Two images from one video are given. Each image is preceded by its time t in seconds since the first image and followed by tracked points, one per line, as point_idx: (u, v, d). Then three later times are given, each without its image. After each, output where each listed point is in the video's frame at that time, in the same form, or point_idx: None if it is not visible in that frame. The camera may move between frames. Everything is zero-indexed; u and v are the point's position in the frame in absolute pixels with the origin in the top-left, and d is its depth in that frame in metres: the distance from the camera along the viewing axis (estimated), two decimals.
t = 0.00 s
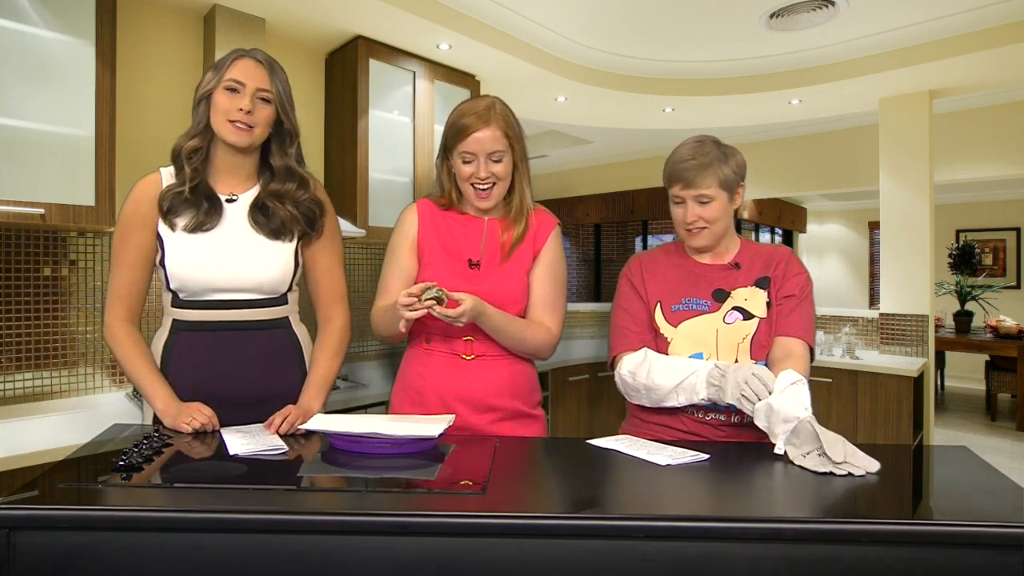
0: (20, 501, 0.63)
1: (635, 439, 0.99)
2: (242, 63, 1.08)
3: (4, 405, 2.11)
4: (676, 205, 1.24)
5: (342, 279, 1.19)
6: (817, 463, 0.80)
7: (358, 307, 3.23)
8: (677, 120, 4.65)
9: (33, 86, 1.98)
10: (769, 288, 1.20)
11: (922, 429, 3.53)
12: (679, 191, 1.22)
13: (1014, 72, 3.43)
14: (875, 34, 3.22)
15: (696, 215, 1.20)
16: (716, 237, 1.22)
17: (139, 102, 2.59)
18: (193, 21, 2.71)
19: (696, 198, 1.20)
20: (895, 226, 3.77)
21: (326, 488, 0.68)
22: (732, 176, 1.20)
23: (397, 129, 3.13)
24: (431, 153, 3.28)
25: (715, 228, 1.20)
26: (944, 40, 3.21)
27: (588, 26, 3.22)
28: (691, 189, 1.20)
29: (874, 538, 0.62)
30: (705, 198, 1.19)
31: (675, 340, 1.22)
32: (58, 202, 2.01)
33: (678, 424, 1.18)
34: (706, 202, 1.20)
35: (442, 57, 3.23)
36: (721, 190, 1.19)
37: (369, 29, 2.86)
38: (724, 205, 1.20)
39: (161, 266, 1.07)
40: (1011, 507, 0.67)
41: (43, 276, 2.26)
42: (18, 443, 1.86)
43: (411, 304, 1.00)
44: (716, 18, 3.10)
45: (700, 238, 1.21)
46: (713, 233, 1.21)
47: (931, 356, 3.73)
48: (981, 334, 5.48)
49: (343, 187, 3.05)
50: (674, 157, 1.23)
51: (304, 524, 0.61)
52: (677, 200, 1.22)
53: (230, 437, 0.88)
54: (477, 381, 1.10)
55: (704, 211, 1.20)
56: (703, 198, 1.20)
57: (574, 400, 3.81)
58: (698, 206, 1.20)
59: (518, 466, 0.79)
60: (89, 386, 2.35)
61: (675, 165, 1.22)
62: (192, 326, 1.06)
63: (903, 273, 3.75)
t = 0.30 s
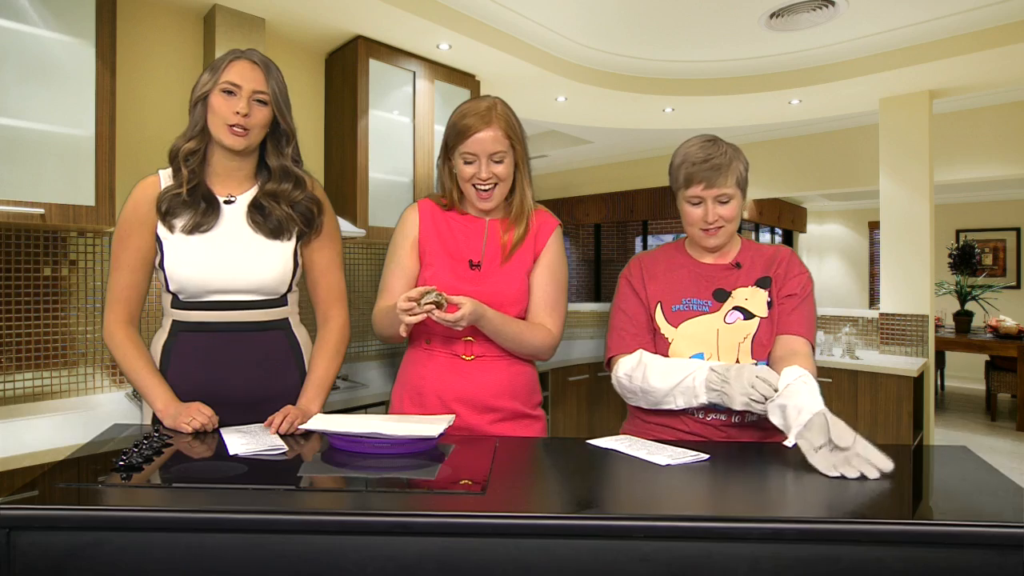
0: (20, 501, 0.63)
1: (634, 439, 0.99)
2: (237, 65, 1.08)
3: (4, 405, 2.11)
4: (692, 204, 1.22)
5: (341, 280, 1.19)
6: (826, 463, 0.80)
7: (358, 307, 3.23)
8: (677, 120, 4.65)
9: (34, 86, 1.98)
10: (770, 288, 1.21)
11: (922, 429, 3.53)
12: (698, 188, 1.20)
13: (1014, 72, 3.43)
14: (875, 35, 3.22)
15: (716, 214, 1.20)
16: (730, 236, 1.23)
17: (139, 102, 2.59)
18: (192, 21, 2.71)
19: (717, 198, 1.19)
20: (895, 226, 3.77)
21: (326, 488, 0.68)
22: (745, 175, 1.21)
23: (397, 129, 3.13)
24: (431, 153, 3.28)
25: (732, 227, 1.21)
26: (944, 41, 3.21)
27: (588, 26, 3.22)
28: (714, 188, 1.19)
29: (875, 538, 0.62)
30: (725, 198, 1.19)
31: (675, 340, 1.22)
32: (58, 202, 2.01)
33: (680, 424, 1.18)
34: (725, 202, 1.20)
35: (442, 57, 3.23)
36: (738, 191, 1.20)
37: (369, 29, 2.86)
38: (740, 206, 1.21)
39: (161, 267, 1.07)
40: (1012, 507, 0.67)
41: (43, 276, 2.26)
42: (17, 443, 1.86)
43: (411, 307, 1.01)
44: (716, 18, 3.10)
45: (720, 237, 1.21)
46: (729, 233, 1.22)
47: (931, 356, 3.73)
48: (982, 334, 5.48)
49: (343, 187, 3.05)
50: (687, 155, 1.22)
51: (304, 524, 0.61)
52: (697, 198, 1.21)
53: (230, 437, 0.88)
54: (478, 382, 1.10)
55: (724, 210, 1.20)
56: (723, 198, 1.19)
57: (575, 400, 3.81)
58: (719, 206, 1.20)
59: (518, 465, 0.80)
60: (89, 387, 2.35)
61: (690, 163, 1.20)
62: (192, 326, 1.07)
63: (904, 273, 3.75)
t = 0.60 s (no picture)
0: (21, 501, 0.63)
1: (635, 439, 0.99)
2: (237, 65, 1.08)
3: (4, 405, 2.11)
4: (693, 201, 1.22)
5: (341, 280, 1.19)
6: (845, 450, 0.83)
7: (359, 307, 3.23)
8: (677, 120, 4.65)
9: (33, 86, 1.98)
10: (770, 288, 1.21)
11: (922, 429, 3.53)
12: (699, 183, 1.20)
13: (1014, 72, 3.43)
14: (875, 34, 3.22)
15: (718, 209, 1.20)
16: (732, 233, 1.23)
17: (139, 102, 2.59)
18: (192, 21, 2.71)
19: (718, 192, 1.19)
20: (894, 226, 3.77)
21: (326, 487, 0.68)
22: (746, 172, 1.22)
23: (397, 129, 3.13)
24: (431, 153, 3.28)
25: (733, 224, 1.21)
26: (944, 41, 3.21)
27: (588, 26, 3.22)
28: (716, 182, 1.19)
29: (874, 538, 0.62)
30: (727, 194, 1.20)
31: (673, 340, 1.22)
32: (58, 202, 2.01)
33: (680, 424, 1.18)
34: (726, 198, 1.20)
35: (442, 57, 3.23)
36: (739, 187, 1.21)
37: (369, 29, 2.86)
38: (742, 202, 1.22)
39: (161, 268, 1.07)
40: (1012, 507, 0.67)
41: (43, 276, 2.26)
42: (17, 443, 1.86)
43: (411, 310, 1.01)
44: (716, 18, 3.10)
45: (721, 233, 1.21)
46: (731, 229, 1.21)
47: (931, 356, 3.73)
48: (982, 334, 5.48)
49: (343, 187, 3.05)
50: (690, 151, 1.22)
51: (304, 524, 0.61)
52: (699, 193, 1.21)
53: (231, 437, 0.88)
54: (478, 382, 1.10)
55: (726, 205, 1.20)
56: (724, 193, 1.20)
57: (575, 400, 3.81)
58: (720, 201, 1.20)
59: (518, 465, 0.80)
60: (89, 387, 2.35)
61: (689, 160, 1.21)
62: (192, 326, 1.07)
63: (904, 273, 3.75)
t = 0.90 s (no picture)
0: (21, 501, 0.63)
1: (635, 439, 0.99)
2: (240, 64, 1.07)
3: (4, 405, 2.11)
4: (685, 198, 1.23)
5: (341, 281, 1.19)
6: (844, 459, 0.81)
7: (359, 307, 3.23)
8: (677, 120, 4.65)
9: (33, 86, 1.98)
10: (769, 288, 1.21)
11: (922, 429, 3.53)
12: (687, 180, 1.21)
13: (1014, 72, 3.43)
14: (875, 34, 3.22)
15: (707, 206, 1.20)
16: (726, 230, 1.22)
17: (139, 102, 2.59)
18: (192, 21, 2.71)
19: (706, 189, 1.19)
20: (895, 226, 3.77)
21: (326, 488, 0.68)
22: (740, 171, 1.21)
23: (397, 129, 3.13)
24: (431, 153, 3.28)
25: (725, 220, 1.21)
26: (944, 41, 3.21)
27: (588, 26, 3.22)
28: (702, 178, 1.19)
29: (874, 538, 0.62)
30: (717, 190, 1.20)
31: (674, 339, 1.21)
32: (58, 202, 2.01)
33: (681, 423, 1.18)
34: (716, 194, 1.20)
35: (442, 57, 3.23)
36: (731, 183, 1.20)
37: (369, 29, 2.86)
38: (734, 198, 1.21)
39: (161, 268, 1.07)
40: (1013, 507, 0.67)
41: (43, 276, 2.26)
42: (17, 442, 1.86)
43: (411, 309, 1.00)
44: (716, 18, 3.10)
45: (711, 230, 1.21)
46: (722, 226, 1.21)
47: (931, 356, 3.73)
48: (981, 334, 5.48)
49: (343, 187, 3.05)
50: (683, 149, 1.22)
51: (304, 524, 0.61)
52: (688, 190, 1.21)
53: (231, 437, 0.88)
54: (478, 382, 1.11)
55: (716, 203, 1.20)
56: (714, 189, 1.20)
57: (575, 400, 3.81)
58: (710, 198, 1.20)
59: (518, 466, 0.79)
60: (89, 387, 2.35)
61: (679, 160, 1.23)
62: (192, 326, 1.07)
63: (903, 273, 3.75)
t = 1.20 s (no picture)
0: (22, 501, 0.63)
1: (635, 438, 0.99)
2: (238, 62, 1.07)
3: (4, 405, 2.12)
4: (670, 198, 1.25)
5: (342, 281, 1.19)
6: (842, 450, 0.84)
7: (358, 307, 3.23)
8: (677, 120, 4.65)
9: (33, 86, 1.98)
10: (767, 288, 1.21)
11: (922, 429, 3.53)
12: (673, 181, 1.24)
13: (1014, 72, 3.43)
14: (875, 34, 3.22)
15: (687, 205, 1.21)
16: (708, 231, 1.21)
17: (139, 102, 2.59)
18: (192, 21, 2.71)
19: (685, 188, 1.22)
20: (895, 226, 3.77)
21: (326, 488, 0.68)
22: (726, 174, 1.21)
23: (397, 129, 3.13)
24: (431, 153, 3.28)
25: (705, 220, 1.20)
26: (944, 41, 3.21)
27: (588, 26, 3.22)
28: (683, 178, 1.22)
29: (874, 538, 0.62)
30: (697, 189, 1.20)
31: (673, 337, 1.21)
32: (58, 202, 2.01)
33: (680, 422, 1.18)
34: (697, 194, 1.21)
35: (442, 57, 3.24)
36: (713, 184, 1.20)
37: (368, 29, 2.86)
38: (717, 199, 1.20)
39: (161, 269, 1.07)
40: (1013, 507, 0.67)
41: (43, 276, 2.26)
42: (17, 442, 1.86)
43: (408, 311, 1.01)
44: (716, 18, 3.10)
45: (690, 229, 1.22)
46: (704, 227, 1.21)
47: (931, 356, 3.73)
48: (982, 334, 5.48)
49: (343, 187, 3.05)
50: (673, 152, 1.24)
51: (304, 524, 0.61)
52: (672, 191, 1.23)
53: (231, 437, 0.88)
54: (478, 382, 1.11)
55: (694, 202, 1.21)
56: (694, 189, 1.21)
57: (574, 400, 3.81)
58: (689, 198, 1.21)
59: (518, 466, 0.80)
60: (89, 387, 2.35)
61: (670, 160, 1.25)
62: (192, 326, 1.07)
63: (903, 273, 3.75)
